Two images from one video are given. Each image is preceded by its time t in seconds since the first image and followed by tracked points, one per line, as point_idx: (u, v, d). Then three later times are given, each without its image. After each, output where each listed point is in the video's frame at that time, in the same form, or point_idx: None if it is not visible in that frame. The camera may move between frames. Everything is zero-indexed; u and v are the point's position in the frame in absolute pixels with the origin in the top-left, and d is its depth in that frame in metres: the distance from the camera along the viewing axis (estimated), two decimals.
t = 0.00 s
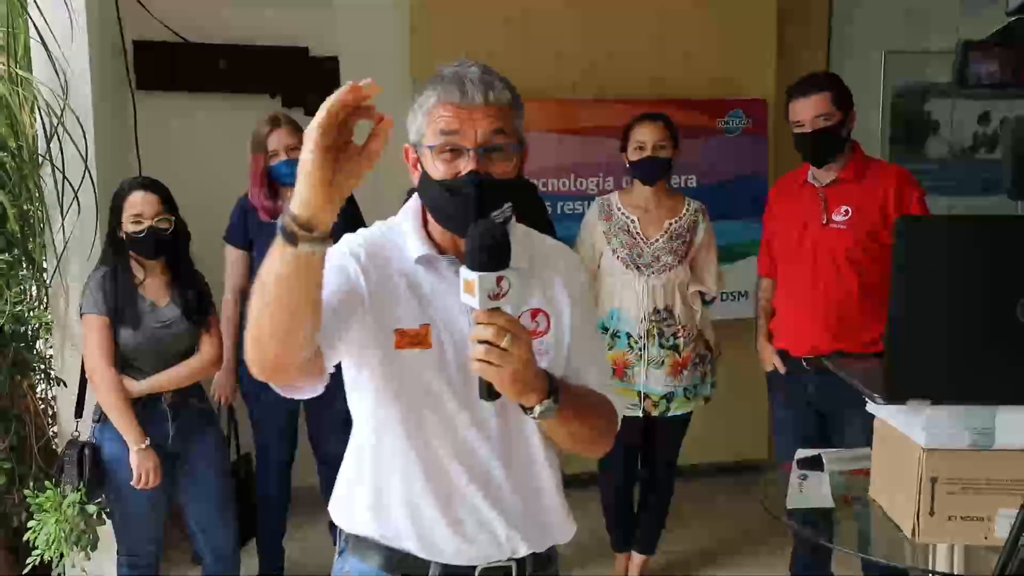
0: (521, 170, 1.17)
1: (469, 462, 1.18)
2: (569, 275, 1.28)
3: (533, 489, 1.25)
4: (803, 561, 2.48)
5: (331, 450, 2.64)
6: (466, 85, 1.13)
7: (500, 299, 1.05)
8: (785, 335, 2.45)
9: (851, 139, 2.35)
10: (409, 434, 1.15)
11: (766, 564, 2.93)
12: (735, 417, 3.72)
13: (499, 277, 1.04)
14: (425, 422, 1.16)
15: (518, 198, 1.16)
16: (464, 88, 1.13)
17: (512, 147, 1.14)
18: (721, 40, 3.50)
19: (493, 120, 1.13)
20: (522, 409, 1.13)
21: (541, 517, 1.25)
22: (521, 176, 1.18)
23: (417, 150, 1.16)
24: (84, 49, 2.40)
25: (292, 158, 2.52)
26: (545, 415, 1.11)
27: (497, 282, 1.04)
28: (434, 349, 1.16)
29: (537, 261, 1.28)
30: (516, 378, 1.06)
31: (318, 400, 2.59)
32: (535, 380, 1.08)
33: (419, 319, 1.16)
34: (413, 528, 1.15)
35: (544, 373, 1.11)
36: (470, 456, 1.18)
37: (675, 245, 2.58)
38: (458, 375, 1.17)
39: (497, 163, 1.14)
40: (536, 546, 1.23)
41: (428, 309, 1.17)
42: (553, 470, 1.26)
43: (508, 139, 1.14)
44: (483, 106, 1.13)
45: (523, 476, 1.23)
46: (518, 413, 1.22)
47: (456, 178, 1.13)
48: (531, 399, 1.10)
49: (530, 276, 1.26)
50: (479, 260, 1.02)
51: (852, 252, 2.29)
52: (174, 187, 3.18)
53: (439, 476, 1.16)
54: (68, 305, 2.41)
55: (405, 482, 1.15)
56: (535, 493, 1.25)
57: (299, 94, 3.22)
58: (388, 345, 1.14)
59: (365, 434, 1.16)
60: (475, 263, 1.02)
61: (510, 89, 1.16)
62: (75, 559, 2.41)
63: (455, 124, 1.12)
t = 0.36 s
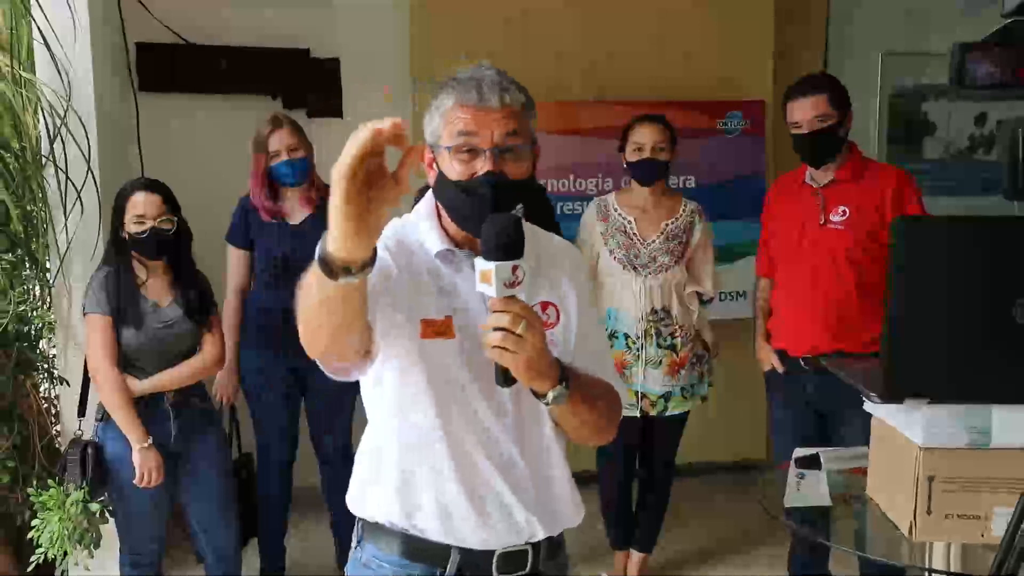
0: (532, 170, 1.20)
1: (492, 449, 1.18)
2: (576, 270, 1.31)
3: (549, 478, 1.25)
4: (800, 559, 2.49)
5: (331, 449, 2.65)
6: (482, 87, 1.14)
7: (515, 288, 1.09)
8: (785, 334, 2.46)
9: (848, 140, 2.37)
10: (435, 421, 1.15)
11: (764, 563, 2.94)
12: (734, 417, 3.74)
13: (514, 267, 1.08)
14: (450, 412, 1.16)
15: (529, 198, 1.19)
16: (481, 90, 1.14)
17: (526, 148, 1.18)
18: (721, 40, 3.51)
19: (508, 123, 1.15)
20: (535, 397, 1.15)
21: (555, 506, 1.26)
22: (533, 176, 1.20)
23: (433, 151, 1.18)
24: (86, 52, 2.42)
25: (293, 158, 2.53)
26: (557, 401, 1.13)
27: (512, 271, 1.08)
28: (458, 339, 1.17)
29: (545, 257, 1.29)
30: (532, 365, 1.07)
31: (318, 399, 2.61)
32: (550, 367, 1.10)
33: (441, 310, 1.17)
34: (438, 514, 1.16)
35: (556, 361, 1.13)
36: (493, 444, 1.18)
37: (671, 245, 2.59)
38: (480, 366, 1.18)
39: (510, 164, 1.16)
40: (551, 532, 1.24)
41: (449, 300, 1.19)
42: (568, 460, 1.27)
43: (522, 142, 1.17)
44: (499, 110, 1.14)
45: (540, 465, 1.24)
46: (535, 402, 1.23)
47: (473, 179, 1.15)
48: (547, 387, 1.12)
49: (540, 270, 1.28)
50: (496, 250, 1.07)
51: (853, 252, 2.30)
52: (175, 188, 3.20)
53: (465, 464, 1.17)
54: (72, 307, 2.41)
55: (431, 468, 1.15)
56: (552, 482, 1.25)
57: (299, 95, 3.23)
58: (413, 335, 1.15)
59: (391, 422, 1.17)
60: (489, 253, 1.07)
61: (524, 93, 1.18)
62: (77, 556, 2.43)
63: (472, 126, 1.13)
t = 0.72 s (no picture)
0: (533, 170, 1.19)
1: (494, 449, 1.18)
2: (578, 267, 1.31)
3: (556, 476, 1.24)
4: (799, 559, 2.49)
5: (332, 449, 2.65)
6: (483, 90, 1.15)
7: (520, 284, 1.08)
8: (784, 334, 2.46)
9: (849, 140, 2.37)
10: (437, 424, 1.16)
11: (764, 563, 2.94)
12: (734, 417, 3.74)
13: (518, 263, 1.08)
14: (452, 413, 1.17)
15: (529, 197, 1.18)
16: (482, 93, 1.15)
17: (527, 149, 1.17)
18: (720, 40, 3.52)
19: (510, 124, 1.15)
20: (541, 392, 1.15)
21: (563, 503, 1.25)
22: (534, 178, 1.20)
23: (434, 153, 1.18)
24: (86, 52, 2.42)
25: (292, 159, 2.53)
26: (562, 397, 1.13)
27: (517, 267, 1.07)
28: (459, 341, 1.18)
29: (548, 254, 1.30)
30: (537, 361, 1.07)
31: (318, 399, 2.61)
32: (555, 362, 1.10)
33: (440, 314, 1.18)
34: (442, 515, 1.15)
35: (560, 356, 1.13)
36: (496, 443, 1.18)
37: (668, 245, 2.59)
38: (483, 370, 1.19)
39: (511, 165, 1.16)
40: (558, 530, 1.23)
41: (449, 303, 1.20)
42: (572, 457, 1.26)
43: (524, 143, 1.16)
44: (500, 112, 1.14)
45: (545, 464, 1.23)
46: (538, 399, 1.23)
47: (473, 180, 1.15)
48: (553, 380, 1.12)
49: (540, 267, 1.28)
50: (502, 249, 1.07)
51: (853, 253, 2.30)
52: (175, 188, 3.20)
53: (468, 465, 1.17)
54: (71, 307, 2.41)
55: (433, 468, 1.15)
56: (558, 479, 1.25)
57: (299, 95, 3.24)
58: (414, 341, 1.16)
59: (395, 424, 1.17)
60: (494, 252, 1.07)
61: (526, 96, 1.18)
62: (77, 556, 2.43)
63: (473, 127, 1.13)
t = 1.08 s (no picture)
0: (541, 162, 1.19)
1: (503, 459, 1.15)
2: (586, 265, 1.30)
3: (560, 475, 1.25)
4: (798, 558, 2.50)
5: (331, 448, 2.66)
6: (490, 81, 1.14)
7: (531, 286, 1.08)
8: (784, 333, 2.47)
9: (850, 141, 2.37)
10: (439, 436, 1.15)
11: (764, 562, 2.95)
12: (734, 417, 3.74)
13: (530, 265, 1.07)
14: (454, 424, 1.15)
15: (536, 188, 1.19)
16: (488, 84, 1.14)
17: (534, 141, 1.16)
18: (720, 41, 3.52)
19: (516, 116, 1.14)
20: (549, 396, 1.16)
21: (567, 501, 1.26)
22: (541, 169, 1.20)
23: (441, 146, 1.19)
24: (87, 53, 2.42)
25: (294, 158, 2.54)
26: (569, 400, 1.15)
27: (529, 270, 1.07)
28: (459, 348, 1.16)
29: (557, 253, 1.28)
30: (547, 364, 1.09)
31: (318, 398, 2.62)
32: (563, 367, 1.12)
33: (436, 321, 1.16)
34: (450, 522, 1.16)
35: (566, 360, 1.14)
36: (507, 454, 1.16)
37: (667, 244, 2.59)
38: (486, 376, 1.17)
39: (517, 156, 1.16)
40: (563, 528, 1.25)
41: (448, 309, 1.17)
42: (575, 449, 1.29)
43: (530, 134, 1.15)
44: (506, 101, 1.13)
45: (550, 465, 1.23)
46: (541, 400, 1.22)
47: (479, 169, 1.16)
48: (560, 388, 1.13)
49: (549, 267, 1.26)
50: (511, 250, 1.07)
51: (852, 253, 2.30)
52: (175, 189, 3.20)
53: (473, 475, 1.16)
54: (72, 307, 2.42)
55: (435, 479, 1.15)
56: (563, 475, 1.26)
57: (299, 96, 3.24)
58: (413, 350, 1.15)
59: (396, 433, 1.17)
60: (506, 254, 1.07)
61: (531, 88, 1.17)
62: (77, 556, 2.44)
63: (479, 119, 1.13)
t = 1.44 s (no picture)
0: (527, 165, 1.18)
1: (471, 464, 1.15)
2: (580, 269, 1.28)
3: (542, 488, 1.22)
4: (797, 558, 2.50)
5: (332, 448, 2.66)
6: (471, 85, 1.14)
7: (506, 288, 1.05)
8: (784, 333, 2.47)
9: (851, 141, 2.37)
10: (408, 438, 1.16)
11: (764, 562, 2.95)
12: (734, 417, 3.74)
13: (504, 267, 1.05)
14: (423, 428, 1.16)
15: (521, 194, 1.19)
16: (469, 87, 1.14)
17: (518, 145, 1.15)
18: (720, 41, 3.52)
19: (498, 121, 1.13)
20: (530, 401, 1.16)
21: (549, 515, 1.23)
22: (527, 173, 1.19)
23: (426, 151, 1.19)
24: (86, 53, 2.42)
25: (293, 154, 2.54)
26: (550, 406, 1.13)
27: (501, 271, 1.04)
28: (434, 352, 1.16)
29: (550, 258, 1.26)
30: (521, 367, 1.07)
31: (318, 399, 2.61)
32: (541, 373, 1.10)
33: (415, 324, 1.16)
34: (417, 525, 1.17)
35: (549, 367, 1.12)
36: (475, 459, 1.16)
37: (667, 244, 2.60)
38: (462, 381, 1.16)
39: (500, 162, 1.15)
40: (540, 546, 1.21)
41: (428, 313, 1.16)
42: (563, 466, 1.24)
43: (513, 139, 1.14)
44: (488, 105, 1.12)
45: (529, 476, 1.21)
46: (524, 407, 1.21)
47: (460, 176, 1.16)
48: (539, 393, 1.12)
49: (537, 274, 1.26)
50: (486, 248, 1.05)
51: (853, 253, 2.30)
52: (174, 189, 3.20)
53: (439, 480, 1.16)
54: (71, 307, 2.42)
55: (403, 482, 1.16)
56: (545, 490, 1.23)
57: (299, 96, 3.24)
58: (391, 351, 1.16)
59: (376, 433, 1.19)
60: (479, 252, 1.05)
61: (517, 88, 1.15)
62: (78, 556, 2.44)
63: (461, 125, 1.13)
